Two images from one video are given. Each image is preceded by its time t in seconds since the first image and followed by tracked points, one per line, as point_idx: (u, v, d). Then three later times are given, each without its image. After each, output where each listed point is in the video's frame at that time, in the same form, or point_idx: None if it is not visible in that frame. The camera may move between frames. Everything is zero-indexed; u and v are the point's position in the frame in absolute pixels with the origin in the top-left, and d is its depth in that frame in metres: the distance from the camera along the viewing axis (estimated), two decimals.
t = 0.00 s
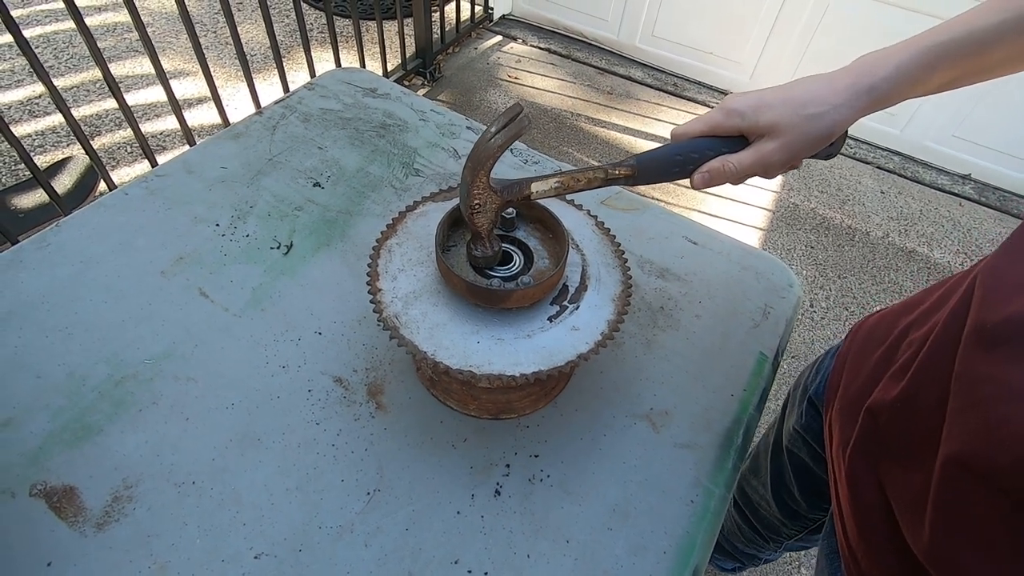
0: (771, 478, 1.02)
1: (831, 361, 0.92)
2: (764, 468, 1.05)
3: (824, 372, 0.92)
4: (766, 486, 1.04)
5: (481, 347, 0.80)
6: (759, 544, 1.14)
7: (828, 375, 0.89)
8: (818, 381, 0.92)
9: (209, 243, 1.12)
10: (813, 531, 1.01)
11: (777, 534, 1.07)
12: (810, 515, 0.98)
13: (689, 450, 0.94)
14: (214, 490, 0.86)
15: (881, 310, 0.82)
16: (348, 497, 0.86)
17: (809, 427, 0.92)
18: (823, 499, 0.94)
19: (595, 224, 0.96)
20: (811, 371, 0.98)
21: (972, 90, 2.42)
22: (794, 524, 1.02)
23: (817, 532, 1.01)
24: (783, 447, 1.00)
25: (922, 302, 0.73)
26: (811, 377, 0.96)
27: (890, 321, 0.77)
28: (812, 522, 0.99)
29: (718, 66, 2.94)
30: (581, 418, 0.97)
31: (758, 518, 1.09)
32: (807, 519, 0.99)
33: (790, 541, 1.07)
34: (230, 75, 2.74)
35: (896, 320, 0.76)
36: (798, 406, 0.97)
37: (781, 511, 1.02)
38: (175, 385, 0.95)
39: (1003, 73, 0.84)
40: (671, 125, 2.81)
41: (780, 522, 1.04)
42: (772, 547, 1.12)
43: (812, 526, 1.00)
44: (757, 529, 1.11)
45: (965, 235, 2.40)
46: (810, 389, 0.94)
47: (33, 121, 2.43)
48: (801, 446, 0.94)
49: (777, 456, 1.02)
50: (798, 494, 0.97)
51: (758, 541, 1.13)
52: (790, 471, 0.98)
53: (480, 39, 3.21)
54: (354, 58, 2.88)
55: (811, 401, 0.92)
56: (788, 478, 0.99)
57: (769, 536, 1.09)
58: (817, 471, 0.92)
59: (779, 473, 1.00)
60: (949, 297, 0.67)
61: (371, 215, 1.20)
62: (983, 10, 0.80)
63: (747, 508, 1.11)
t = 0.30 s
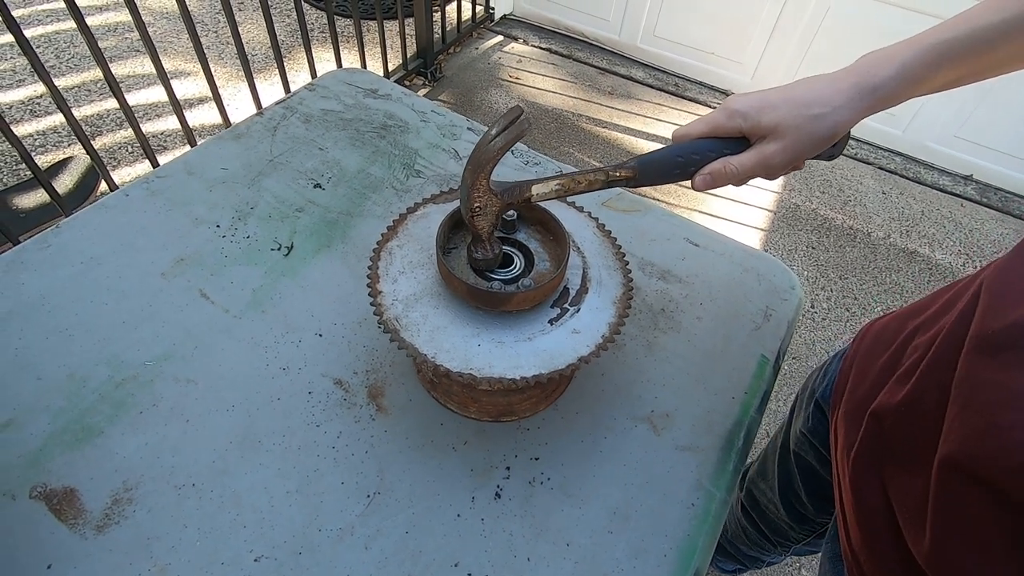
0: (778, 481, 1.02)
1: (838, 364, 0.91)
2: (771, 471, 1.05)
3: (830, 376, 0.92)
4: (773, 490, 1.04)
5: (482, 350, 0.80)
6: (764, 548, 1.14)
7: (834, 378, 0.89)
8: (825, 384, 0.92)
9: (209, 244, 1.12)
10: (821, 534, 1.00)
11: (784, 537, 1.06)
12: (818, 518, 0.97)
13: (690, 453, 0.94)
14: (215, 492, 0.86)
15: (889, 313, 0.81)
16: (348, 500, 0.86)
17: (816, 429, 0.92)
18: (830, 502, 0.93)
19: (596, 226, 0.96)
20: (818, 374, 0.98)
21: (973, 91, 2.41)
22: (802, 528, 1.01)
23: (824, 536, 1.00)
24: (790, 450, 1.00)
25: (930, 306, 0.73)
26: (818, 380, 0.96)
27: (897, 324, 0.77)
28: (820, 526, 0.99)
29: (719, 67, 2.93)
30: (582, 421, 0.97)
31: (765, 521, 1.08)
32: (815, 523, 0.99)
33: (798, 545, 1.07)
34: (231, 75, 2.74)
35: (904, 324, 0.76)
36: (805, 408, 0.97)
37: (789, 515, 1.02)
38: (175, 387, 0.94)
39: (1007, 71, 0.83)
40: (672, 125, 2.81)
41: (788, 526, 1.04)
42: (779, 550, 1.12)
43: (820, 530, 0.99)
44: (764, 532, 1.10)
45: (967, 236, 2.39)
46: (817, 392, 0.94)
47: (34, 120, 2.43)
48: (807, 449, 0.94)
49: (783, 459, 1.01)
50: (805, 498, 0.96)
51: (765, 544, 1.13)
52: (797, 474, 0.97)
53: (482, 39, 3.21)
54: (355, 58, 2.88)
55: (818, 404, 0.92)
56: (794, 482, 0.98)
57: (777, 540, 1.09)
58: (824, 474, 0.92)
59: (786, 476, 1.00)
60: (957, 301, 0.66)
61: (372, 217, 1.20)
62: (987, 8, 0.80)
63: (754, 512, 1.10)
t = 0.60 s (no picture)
0: (782, 483, 1.01)
1: (842, 365, 0.90)
2: (774, 473, 1.04)
3: (834, 378, 0.91)
4: (777, 492, 1.03)
5: (479, 352, 0.79)
6: (767, 549, 1.13)
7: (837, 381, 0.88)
8: (829, 386, 0.90)
9: (205, 245, 1.11)
10: (825, 536, 0.99)
11: (788, 540, 1.05)
12: (822, 521, 0.96)
13: (690, 455, 0.93)
14: (209, 496, 0.85)
15: (894, 315, 0.80)
16: (345, 504, 0.85)
17: (819, 432, 0.91)
18: (833, 505, 0.92)
19: (594, 226, 0.95)
20: (821, 376, 0.97)
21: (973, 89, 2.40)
22: (806, 531, 1.00)
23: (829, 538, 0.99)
24: (793, 452, 0.99)
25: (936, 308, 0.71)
26: (822, 382, 0.95)
27: (901, 326, 0.76)
28: (824, 528, 0.98)
29: (718, 65, 2.92)
30: (580, 423, 0.96)
31: (769, 523, 1.07)
32: (819, 526, 0.98)
33: (802, 547, 1.06)
34: (228, 75, 2.73)
35: (909, 325, 0.75)
36: (808, 410, 0.96)
37: (793, 517, 1.01)
38: (170, 390, 0.94)
39: (1012, 66, 0.82)
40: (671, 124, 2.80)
41: (792, 528, 1.03)
42: (783, 552, 1.11)
43: (825, 532, 0.98)
44: (767, 534, 1.09)
45: (968, 233, 2.38)
46: (820, 395, 0.92)
47: (32, 121, 2.42)
48: (811, 452, 0.93)
49: (787, 461, 1.00)
50: (809, 500, 0.95)
51: (768, 546, 1.12)
52: (800, 477, 0.96)
53: (480, 38, 3.20)
54: (352, 57, 2.87)
55: (821, 406, 0.91)
56: (798, 484, 0.97)
57: (780, 543, 1.08)
58: (828, 477, 0.91)
59: (790, 478, 0.99)
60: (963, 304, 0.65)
61: (369, 217, 1.19)
62: (989, 4, 0.79)
63: (758, 514, 1.09)
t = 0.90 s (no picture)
0: (786, 479, 1.01)
1: (849, 362, 0.90)
2: (779, 469, 1.03)
3: (841, 374, 0.90)
4: (781, 487, 1.02)
5: (484, 347, 0.79)
6: (771, 545, 1.13)
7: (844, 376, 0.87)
8: (835, 382, 0.90)
9: (209, 241, 1.11)
10: (829, 532, 0.99)
11: (792, 535, 1.05)
12: (827, 517, 0.96)
13: (695, 450, 0.93)
14: (216, 491, 0.85)
15: (902, 311, 0.79)
16: (350, 498, 0.86)
17: (825, 428, 0.91)
18: (839, 501, 0.92)
19: (599, 221, 0.95)
20: (828, 372, 0.96)
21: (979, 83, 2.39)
22: (811, 527, 1.00)
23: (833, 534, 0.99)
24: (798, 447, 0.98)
25: (945, 304, 0.71)
26: (828, 378, 0.94)
27: (910, 323, 0.75)
28: (830, 525, 0.97)
29: (722, 60, 2.91)
30: (585, 418, 0.96)
31: (773, 519, 1.07)
32: (824, 522, 0.97)
33: (807, 543, 1.06)
34: (232, 71, 2.73)
35: (917, 321, 0.74)
36: (814, 406, 0.95)
37: (797, 513, 1.00)
38: (176, 385, 0.94)
39: (1023, 60, 0.82)
40: (675, 119, 2.78)
41: (796, 524, 1.03)
42: (787, 548, 1.11)
43: (830, 529, 0.98)
44: (771, 530, 1.09)
45: (974, 228, 2.37)
46: (827, 390, 0.92)
47: (36, 119, 2.43)
48: (817, 447, 0.93)
49: (792, 457, 1.00)
50: (813, 496, 0.95)
51: (771, 542, 1.12)
52: (806, 473, 0.96)
53: (483, 33, 3.19)
54: (355, 54, 2.87)
55: (828, 402, 0.90)
56: (803, 479, 0.97)
57: (785, 538, 1.08)
58: (834, 473, 0.91)
59: (795, 474, 0.98)
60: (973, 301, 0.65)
61: (373, 213, 1.19)
62: None
63: (762, 509, 1.09)
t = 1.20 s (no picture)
0: (785, 474, 1.01)
1: (849, 358, 0.90)
2: (778, 465, 1.04)
3: (841, 369, 0.91)
4: (780, 482, 1.03)
5: (486, 343, 0.80)
6: (770, 541, 1.14)
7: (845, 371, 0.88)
8: (836, 377, 0.90)
9: (212, 238, 1.12)
10: (828, 528, 1.00)
11: (791, 531, 1.06)
12: (826, 513, 0.96)
13: (695, 445, 0.93)
14: (219, 486, 0.85)
15: (901, 307, 0.80)
16: (352, 493, 0.86)
17: (825, 424, 0.91)
18: (838, 497, 0.92)
19: (600, 217, 0.95)
20: (827, 368, 0.97)
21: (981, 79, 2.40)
22: (810, 522, 1.00)
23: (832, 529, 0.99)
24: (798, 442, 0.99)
25: (944, 300, 0.71)
26: (828, 374, 0.95)
27: (909, 319, 0.76)
28: (828, 520, 0.98)
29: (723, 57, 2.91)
30: (586, 413, 0.96)
31: (772, 514, 1.08)
32: (823, 518, 0.98)
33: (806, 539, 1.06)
34: (232, 69, 2.73)
35: (917, 317, 0.74)
36: (814, 402, 0.96)
37: (796, 508, 1.01)
38: (179, 381, 0.94)
39: None
40: (676, 116, 2.79)
41: (795, 519, 1.03)
42: (786, 543, 1.11)
43: (829, 524, 0.98)
44: (770, 525, 1.10)
45: (975, 225, 2.37)
46: (827, 386, 0.93)
47: (37, 117, 2.43)
48: (816, 443, 0.93)
49: (791, 453, 1.00)
50: (812, 491, 0.96)
51: (771, 537, 1.13)
52: (805, 468, 0.96)
53: (483, 31, 3.19)
54: (356, 51, 2.87)
55: (827, 398, 0.91)
56: (802, 475, 0.97)
57: (784, 534, 1.08)
58: (832, 469, 0.91)
59: (794, 469, 0.99)
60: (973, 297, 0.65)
61: (374, 209, 1.19)
62: None
63: (761, 505, 1.10)
